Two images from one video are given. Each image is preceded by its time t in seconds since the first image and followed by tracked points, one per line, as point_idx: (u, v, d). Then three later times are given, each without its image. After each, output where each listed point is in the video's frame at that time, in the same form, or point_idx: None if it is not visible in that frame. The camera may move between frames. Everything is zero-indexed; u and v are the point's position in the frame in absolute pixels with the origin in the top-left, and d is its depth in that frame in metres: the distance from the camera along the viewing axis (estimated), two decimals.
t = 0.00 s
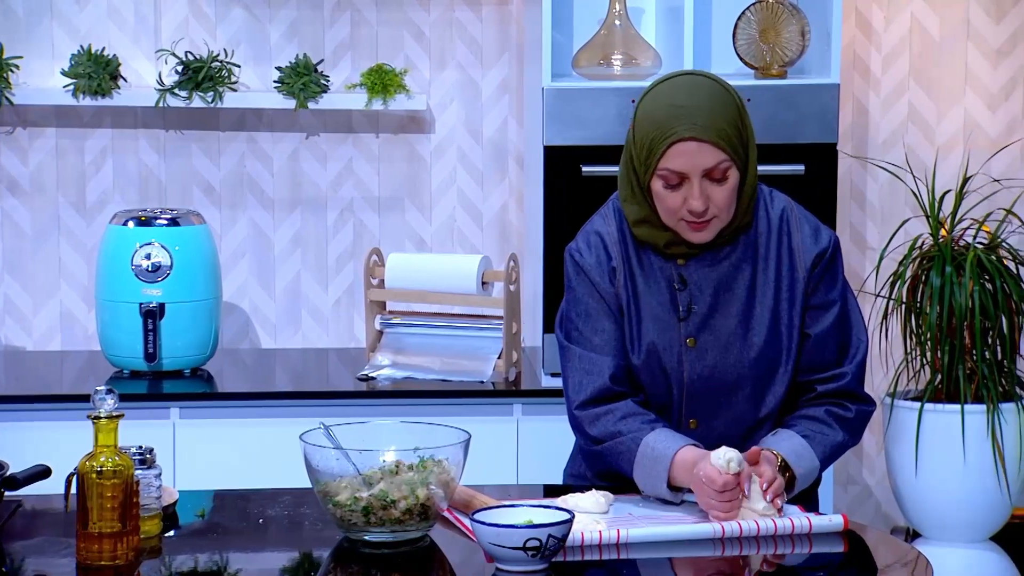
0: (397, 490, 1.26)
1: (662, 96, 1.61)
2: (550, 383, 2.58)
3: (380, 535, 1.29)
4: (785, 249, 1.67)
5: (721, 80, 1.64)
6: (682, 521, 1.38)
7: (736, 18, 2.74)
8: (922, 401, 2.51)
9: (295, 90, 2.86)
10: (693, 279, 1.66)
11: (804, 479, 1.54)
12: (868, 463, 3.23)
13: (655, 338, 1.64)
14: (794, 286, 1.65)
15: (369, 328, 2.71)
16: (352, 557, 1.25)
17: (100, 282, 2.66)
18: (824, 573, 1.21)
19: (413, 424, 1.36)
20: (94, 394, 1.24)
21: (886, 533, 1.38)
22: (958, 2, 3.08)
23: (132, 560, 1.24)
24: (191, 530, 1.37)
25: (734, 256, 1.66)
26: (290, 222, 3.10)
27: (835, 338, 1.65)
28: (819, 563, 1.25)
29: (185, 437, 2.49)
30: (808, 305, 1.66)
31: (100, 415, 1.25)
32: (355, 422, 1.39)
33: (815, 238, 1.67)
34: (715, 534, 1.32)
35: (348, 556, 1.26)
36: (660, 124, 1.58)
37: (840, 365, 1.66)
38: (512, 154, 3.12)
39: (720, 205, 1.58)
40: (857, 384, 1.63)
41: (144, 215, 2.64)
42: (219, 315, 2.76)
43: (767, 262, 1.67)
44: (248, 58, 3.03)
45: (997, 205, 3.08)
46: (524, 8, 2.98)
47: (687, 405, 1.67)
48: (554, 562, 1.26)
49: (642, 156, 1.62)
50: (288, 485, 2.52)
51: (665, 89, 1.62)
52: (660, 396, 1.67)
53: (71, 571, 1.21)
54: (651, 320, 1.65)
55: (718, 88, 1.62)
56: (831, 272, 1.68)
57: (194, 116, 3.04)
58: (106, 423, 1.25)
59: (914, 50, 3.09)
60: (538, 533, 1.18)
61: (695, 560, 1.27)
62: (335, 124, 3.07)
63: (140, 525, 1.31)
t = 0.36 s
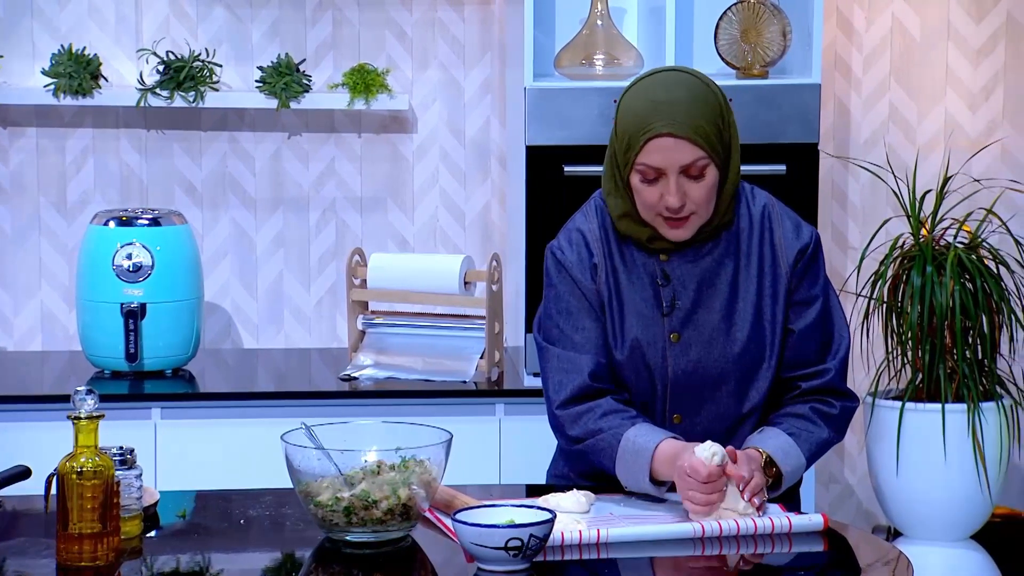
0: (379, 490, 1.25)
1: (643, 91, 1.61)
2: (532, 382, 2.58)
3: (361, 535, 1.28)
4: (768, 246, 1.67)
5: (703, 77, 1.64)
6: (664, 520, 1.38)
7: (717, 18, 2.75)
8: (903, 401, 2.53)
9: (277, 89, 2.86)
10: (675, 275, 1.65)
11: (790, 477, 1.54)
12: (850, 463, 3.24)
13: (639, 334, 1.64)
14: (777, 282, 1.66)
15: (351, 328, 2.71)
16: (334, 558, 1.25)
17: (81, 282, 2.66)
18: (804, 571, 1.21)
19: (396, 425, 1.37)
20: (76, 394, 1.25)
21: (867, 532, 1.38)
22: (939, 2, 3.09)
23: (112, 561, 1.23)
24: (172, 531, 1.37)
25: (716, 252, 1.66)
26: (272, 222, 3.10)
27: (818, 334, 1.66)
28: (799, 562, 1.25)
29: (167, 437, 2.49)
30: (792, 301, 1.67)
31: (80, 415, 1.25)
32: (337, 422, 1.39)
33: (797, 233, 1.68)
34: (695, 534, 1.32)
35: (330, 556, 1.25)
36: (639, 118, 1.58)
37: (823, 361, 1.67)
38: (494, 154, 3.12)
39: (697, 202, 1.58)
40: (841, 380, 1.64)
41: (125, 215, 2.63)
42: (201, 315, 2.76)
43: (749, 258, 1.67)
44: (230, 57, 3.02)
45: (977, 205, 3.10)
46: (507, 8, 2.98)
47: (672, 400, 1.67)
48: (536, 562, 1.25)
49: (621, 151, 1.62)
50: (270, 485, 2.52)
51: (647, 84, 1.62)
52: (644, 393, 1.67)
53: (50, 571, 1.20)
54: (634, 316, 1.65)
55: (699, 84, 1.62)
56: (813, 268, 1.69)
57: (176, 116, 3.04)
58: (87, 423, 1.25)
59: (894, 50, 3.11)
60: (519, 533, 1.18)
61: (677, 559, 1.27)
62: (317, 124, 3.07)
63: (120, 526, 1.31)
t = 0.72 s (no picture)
0: (370, 490, 1.26)
1: (623, 94, 1.61)
2: (523, 382, 2.59)
3: (352, 536, 1.28)
4: (758, 244, 1.68)
5: (683, 77, 1.64)
6: (655, 520, 1.38)
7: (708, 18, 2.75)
8: (893, 400, 2.54)
9: (268, 89, 2.86)
10: (665, 274, 1.66)
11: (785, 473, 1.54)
12: (841, 462, 3.25)
13: (629, 333, 1.65)
14: (767, 280, 1.66)
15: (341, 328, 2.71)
16: (324, 558, 1.24)
17: (71, 282, 2.65)
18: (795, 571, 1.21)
19: (387, 425, 1.36)
20: (65, 395, 1.23)
21: (858, 532, 1.37)
22: (930, 3, 3.10)
23: (102, 561, 1.23)
24: (163, 531, 1.37)
25: (705, 250, 1.67)
26: (263, 222, 3.10)
27: (810, 332, 1.66)
28: (789, 561, 1.25)
29: (158, 437, 2.48)
30: (782, 299, 1.67)
31: (69, 415, 1.24)
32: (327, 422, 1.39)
33: (787, 230, 1.68)
34: (685, 534, 1.32)
35: (321, 556, 1.25)
36: (621, 120, 1.59)
37: (815, 359, 1.67)
38: (485, 154, 3.12)
39: (683, 201, 1.59)
40: (834, 377, 1.64)
41: (116, 215, 2.63)
42: (192, 315, 2.76)
43: (739, 256, 1.68)
44: (220, 57, 3.02)
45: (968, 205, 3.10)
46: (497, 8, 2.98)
47: (663, 398, 1.67)
48: (527, 561, 1.25)
49: (606, 154, 1.62)
50: (261, 486, 2.51)
51: (628, 86, 1.62)
52: (635, 392, 1.67)
53: (40, 572, 1.20)
54: (624, 316, 1.65)
55: (679, 85, 1.62)
56: (804, 265, 1.69)
57: (166, 116, 3.03)
58: (76, 424, 1.24)
59: (885, 50, 3.11)
60: (509, 533, 1.18)
61: (670, 559, 1.27)
62: (308, 124, 3.06)
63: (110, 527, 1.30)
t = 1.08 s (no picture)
0: (368, 490, 1.26)
1: (622, 91, 1.61)
2: (522, 382, 2.59)
3: (351, 536, 1.28)
4: (753, 239, 1.67)
5: (679, 71, 1.65)
6: (654, 520, 1.38)
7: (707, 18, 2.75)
8: (892, 400, 2.54)
9: (266, 89, 2.86)
10: (662, 269, 1.66)
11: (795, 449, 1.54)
12: (839, 462, 3.25)
13: (625, 327, 1.64)
14: (762, 274, 1.66)
15: (340, 329, 2.71)
16: (323, 558, 1.24)
17: (70, 281, 2.65)
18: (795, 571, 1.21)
19: (386, 424, 1.36)
20: (64, 394, 1.23)
21: (856, 531, 1.38)
22: (928, 3, 3.10)
23: (101, 562, 1.23)
24: (162, 531, 1.37)
25: (702, 245, 1.66)
26: (262, 222, 3.10)
27: (803, 323, 1.65)
28: (789, 561, 1.25)
29: (157, 437, 2.48)
30: (774, 292, 1.67)
31: (68, 416, 1.23)
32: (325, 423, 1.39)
33: (780, 225, 1.68)
34: (684, 534, 1.32)
35: (320, 556, 1.25)
36: (621, 118, 1.59)
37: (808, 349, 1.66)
38: (484, 154, 3.13)
39: (686, 195, 1.59)
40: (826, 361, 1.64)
41: (114, 215, 2.63)
42: (191, 315, 2.76)
43: (735, 253, 1.67)
44: (219, 57, 3.02)
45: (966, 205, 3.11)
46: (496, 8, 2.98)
47: (659, 394, 1.66)
48: (526, 561, 1.25)
49: (607, 152, 1.62)
50: (260, 486, 2.51)
51: (625, 83, 1.62)
52: (631, 388, 1.67)
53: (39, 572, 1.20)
54: (621, 310, 1.65)
55: (677, 79, 1.62)
56: (797, 258, 1.68)
57: (165, 116, 3.03)
58: (75, 424, 1.24)
59: (884, 50, 3.11)
60: (508, 533, 1.18)
61: (669, 559, 1.27)
62: (306, 124, 3.06)
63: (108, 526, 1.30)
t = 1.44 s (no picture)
0: (368, 490, 1.26)
1: (620, 87, 1.62)
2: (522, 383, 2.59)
3: (351, 536, 1.28)
4: (750, 239, 1.67)
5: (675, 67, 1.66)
6: (654, 520, 1.38)
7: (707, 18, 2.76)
8: (892, 401, 2.54)
9: (266, 89, 2.86)
10: (655, 267, 1.66)
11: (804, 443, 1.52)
12: (839, 462, 3.25)
13: (617, 325, 1.65)
14: (758, 274, 1.66)
15: (340, 329, 2.71)
16: (323, 558, 1.24)
17: (70, 281, 2.65)
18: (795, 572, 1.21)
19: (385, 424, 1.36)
20: (64, 395, 1.23)
21: (856, 531, 1.38)
22: (928, 3, 3.10)
23: (101, 562, 1.23)
24: (162, 531, 1.37)
25: (696, 243, 1.67)
26: (261, 222, 3.10)
27: (802, 325, 1.65)
28: (789, 562, 1.25)
29: (157, 437, 2.48)
30: (772, 293, 1.67)
31: (68, 416, 1.23)
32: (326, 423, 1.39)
33: (779, 226, 1.67)
34: (684, 534, 1.32)
35: (320, 556, 1.25)
36: (619, 114, 1.59)
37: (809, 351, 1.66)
38: (484, 154, 3.13)
39: (686, 189, 1.59)
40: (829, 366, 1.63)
41: (114, 215, 2.63)
42: (191, 315, 2.76)
43: (730, 251, 1.67)
44: (218, 57, 3.02)
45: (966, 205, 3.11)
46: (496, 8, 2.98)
47: (651, 392, 1.67)
48: (526, 562, 1.25)
49: (605, 148, 1.63)
50: (260, 486, 2.51)
51: (622, 79, 1.63)
52: (623, 385, 1.67)
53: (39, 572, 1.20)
54: (613, 308, 1.66)
55: (674, 75, 1.63)
56: (796, 260, 1.68)
57: (165, 116, 3.03)
58: (75, 424, 1.24)
59: (884, 50, 3.11)
60: (508, 533, 1.18)
61: (669, 559, 1.27)
62: (306, 124, 3.06)
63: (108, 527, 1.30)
